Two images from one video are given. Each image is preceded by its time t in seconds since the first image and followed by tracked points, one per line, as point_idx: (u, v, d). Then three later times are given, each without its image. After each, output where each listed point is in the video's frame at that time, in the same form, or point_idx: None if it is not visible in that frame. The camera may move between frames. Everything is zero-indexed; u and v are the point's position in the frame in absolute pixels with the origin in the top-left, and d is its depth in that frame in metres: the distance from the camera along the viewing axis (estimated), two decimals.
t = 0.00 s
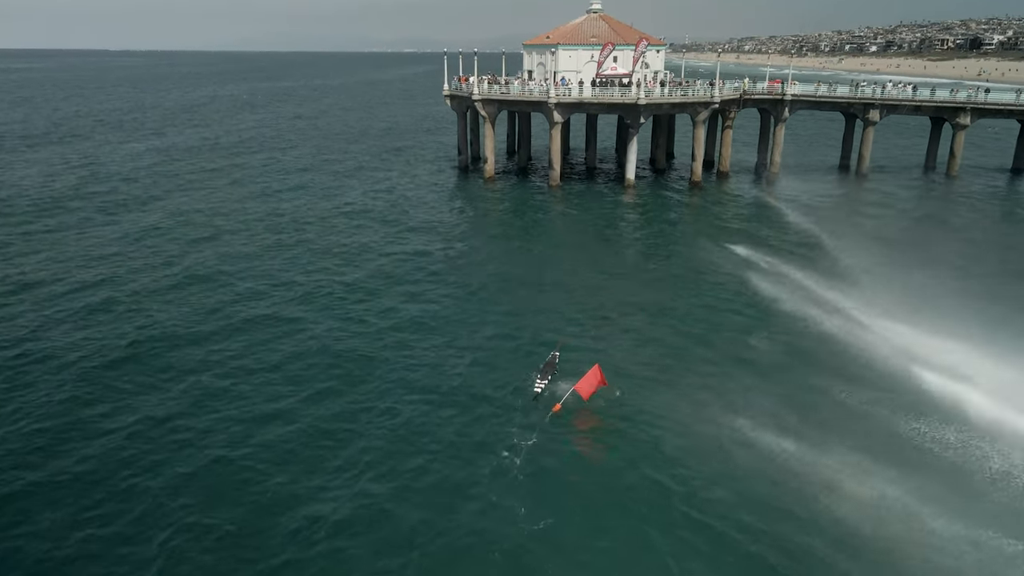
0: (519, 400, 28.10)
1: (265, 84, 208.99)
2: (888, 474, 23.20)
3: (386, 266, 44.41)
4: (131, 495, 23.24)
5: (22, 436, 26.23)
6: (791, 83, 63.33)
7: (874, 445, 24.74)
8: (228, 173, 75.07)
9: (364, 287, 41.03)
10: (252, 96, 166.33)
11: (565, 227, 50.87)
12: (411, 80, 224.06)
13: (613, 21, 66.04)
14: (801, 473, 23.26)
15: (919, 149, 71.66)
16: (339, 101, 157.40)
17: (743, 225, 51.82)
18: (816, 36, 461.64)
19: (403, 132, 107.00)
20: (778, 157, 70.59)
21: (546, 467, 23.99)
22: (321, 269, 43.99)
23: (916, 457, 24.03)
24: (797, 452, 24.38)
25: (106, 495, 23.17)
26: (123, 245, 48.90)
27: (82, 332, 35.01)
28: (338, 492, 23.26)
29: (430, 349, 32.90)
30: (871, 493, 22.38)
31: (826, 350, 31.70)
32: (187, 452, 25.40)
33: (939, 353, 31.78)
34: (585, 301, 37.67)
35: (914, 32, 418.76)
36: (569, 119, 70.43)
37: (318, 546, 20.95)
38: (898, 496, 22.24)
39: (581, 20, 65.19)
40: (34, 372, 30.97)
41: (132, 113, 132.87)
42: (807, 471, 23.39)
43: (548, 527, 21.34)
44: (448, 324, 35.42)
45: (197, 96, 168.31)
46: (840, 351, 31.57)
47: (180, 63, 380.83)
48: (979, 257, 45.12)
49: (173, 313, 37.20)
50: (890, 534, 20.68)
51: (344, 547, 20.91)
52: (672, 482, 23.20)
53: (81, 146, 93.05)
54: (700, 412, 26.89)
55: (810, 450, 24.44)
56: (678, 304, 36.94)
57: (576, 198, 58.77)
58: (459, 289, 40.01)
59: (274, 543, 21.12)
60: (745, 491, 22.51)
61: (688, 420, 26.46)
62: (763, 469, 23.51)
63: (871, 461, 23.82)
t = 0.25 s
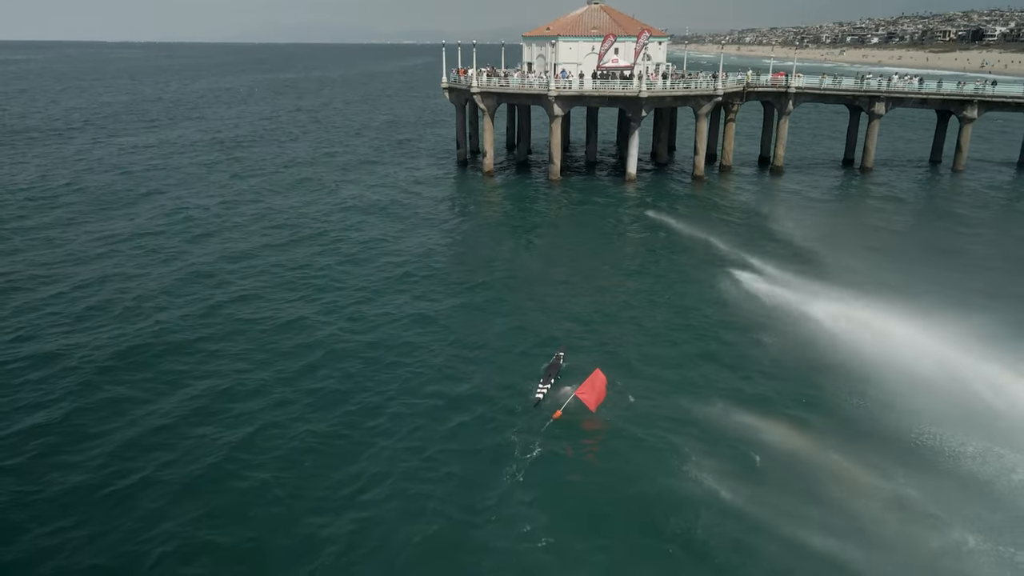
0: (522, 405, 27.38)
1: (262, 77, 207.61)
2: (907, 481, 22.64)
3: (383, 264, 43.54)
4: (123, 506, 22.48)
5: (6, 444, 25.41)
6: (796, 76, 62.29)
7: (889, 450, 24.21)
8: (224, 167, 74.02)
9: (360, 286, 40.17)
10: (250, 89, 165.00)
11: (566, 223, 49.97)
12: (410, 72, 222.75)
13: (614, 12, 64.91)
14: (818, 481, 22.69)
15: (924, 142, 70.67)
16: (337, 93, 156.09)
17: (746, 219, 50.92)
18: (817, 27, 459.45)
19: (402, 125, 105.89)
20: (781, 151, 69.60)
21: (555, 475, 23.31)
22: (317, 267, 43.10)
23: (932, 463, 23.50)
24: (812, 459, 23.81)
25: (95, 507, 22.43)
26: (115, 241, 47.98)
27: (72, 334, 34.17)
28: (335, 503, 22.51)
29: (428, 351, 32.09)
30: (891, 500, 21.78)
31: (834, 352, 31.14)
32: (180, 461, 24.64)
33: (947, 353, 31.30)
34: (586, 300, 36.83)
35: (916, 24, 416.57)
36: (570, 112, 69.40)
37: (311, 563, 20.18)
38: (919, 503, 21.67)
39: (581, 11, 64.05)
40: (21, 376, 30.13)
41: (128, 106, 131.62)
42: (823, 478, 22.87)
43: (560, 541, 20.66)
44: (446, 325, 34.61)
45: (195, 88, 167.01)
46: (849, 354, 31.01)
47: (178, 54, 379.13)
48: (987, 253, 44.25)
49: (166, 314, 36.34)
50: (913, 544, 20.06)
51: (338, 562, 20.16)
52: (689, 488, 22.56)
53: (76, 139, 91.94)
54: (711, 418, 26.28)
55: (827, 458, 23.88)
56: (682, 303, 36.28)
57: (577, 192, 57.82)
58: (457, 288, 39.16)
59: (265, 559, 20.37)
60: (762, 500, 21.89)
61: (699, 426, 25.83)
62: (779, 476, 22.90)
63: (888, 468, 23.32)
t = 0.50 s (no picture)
0: (523, 410, 26.76)
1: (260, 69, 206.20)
2: (923, 488, 22.05)
3: (381, 261, 42.78)
4: (114, 517, 21.88)
5: None
6: (800, 68, 61.33)
7: (903, 455, 23.63)
8: (220, 160, 73.08)
9: (357, 284, 39.44)
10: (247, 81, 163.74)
11: (566, 218, 49.16)
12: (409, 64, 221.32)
13: (615, 3, 63.90)
14: (832, 489, 22.11)
15: (929, 135, 69.72)
16: (335, 86, 154.80)
17: (749, 214, 50.11)
18: (818, 19, 456.95)
19: (400, 117, 104.83)
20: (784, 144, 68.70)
21: (560, 484, 22.74)
22: (313, 264, 42.36)
23: (946, 470, 22.83)
24: (825, 465, 23.22)
25: (86, 518, 21.82)
26: (108, 238, 47.19)
27: (64, 335, 33.49)
28: (333, 514, 21.92)
29: (426, 353, 31.42)
30: (908, 509, 21.19)
31: (841, 352, 30.54)
32: (174, 469, 24.02)
33: (955, 351, 30.74)
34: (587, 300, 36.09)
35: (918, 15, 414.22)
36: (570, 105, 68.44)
37: None
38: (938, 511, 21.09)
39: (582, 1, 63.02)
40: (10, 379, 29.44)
41: (125, 98, 130.49)
42: (836, 485, 22.28)
43: (564, 556, 19.99)
44: (445, 325, 33.91)
45: (192, 80, 165.74)
46: (855, 353, 30.44)
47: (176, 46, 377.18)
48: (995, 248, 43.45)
49: (159, 314, 35.65)
50: (931, 558, 19.39)
51: None
52: (699, 496, 21.99)
53: (71, 132, 90.97)
54: (719, 423, 25.71)
55: (840, 464, 23.28)
56: (685, 301, 35.63)
57: (578, 186, 56.97)
58: (456, 286, 38.42)
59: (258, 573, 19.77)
60: (776, 509, 21.30)
61: (707, 432, 25.26)
62: (790, 486, 22.23)
63: (903, 474, 22.73)
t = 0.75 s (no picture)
0: (524, 417, 26.01)
1: (258, 62, 205.29)
2: (935, 495, 21.53)
3: (378, 259, 41.94)
4: (103, 532, 21.12)
5: None
6: (804, 60, 60.32)
7: (915, 461, 23.08)
8: (216, 154, 72.12)
9: (352, 283, 38.64)
10: (245, 74, 162.41)
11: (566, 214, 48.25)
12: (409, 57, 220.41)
13: None
14: (844, 499, 21.55)
15: (935, 129, 68.73)
16: (334, 78, 153.57)
17: (752, 209, 49.24)
18: (819, 10, 454.72)
19: (399, 110, 103.78)
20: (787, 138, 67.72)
21: (564, 494, 22.11)
22: (307, 263, 41.52)
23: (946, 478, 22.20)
24: (835, 473, 22.66)
25: (73, 532, 21.06)
26: (100, 235, 46.34)
27: (54, 338, 32.68)
28: (328, 527, 21.17)
29: (423, 358, 30.62)
30: (923, 519, 20.64)
31: (845, 353, 30.01)
32: (164, 480, 23.26)
33: (962, 351, 30.26)
34: (588, 302, 35.26)
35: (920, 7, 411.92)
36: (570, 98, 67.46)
37: None
38: (953, 520, 20.57)
39: None
40: None
41: (121, 91, 129.42)
42: (847, 494, 21.73)
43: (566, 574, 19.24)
44: (442, 328, 33.16)
45: (190, 73, 164.55)
46: (860, 353, 29.90)
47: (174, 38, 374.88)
48: (1000, 244, 42.65)
49: (152, 315, 34.95)
50: None
51: None
52: (707, 508, 21.43)
53: (66, 125, 89.95)
54: (724, 430, 25.14)
55: (851, 471, 22.72)
56: (686, 300, 35.00)
57: (578, 181, 56.03)
58: (454, 287, 37.65)
59: None
60: (788, 521, 20.73)
61: (713, 439, 24.70)
62: (790, 502, 21.49)
63: (915, 480, 22.21)
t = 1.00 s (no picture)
0: (524, 425, 25.33)
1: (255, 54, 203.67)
2: (948, 502, 21.08)
3: (375, 257, 41.23)
4: (91, 549, 20.47)
5: None
6: (808, 52, 59.41)
7: (925, 468, 22.64)
8: (211, 147, 71.18)
9: (349, 282, 37.96)
10: (241, 66, 160.92)
11: (566, 210, 47.49)
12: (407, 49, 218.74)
13: None
14: (855, 507, 21.02)
15: (939, 123, 67.90)
16: (331, 70, 152.26)
17: (754, 204, 48.47)
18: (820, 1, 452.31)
19: (397, 103, 102.79)
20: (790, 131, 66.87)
21: (562, 503, 21.67)
22: (303, 260, 40.80)
23: (945, 487, 21.71)
24: (843, 479, 22.14)
25: (60, 550, 20.42)
26: (92, 232, 45.57)
27: (43, 342, 31.93)
28: (324, 545, 20.53)
29: (421, 360, 30.04)
30: (936, 527, 20.18)
31: (844, 353, 29.55)
32: (155, 493, 22.59)
33: (964, 350, 29.92)
34: (587, 302, 34.62)
35: None
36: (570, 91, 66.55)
37: None
38: (966, 528, 20.13)
39: None
40: None
41: (117, 83, 128.10)
42: (857, 502, 21.23)
43: None
44: (440, 329, 32.54)
45: (187, 65, 163.04)
46: (862, 354, 29.48)
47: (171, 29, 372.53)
48: (1006, 240, 41.98)
49: (144, 315, 34.27)
50: None
51: None
52: (713, 519, 20.94)
53: (60, 118, 88.82)
54: (728, 436, 24.60)
55: (860, 478, 22.21)
56: (686, 300, 34.40)
57: (578, 175, 55.22)
58: (452, 286, 36.97)
59: None
60: (798, 532, 20.24)
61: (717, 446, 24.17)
62: (786, 512, 21.00)
63: (925, 487, 21.77)
